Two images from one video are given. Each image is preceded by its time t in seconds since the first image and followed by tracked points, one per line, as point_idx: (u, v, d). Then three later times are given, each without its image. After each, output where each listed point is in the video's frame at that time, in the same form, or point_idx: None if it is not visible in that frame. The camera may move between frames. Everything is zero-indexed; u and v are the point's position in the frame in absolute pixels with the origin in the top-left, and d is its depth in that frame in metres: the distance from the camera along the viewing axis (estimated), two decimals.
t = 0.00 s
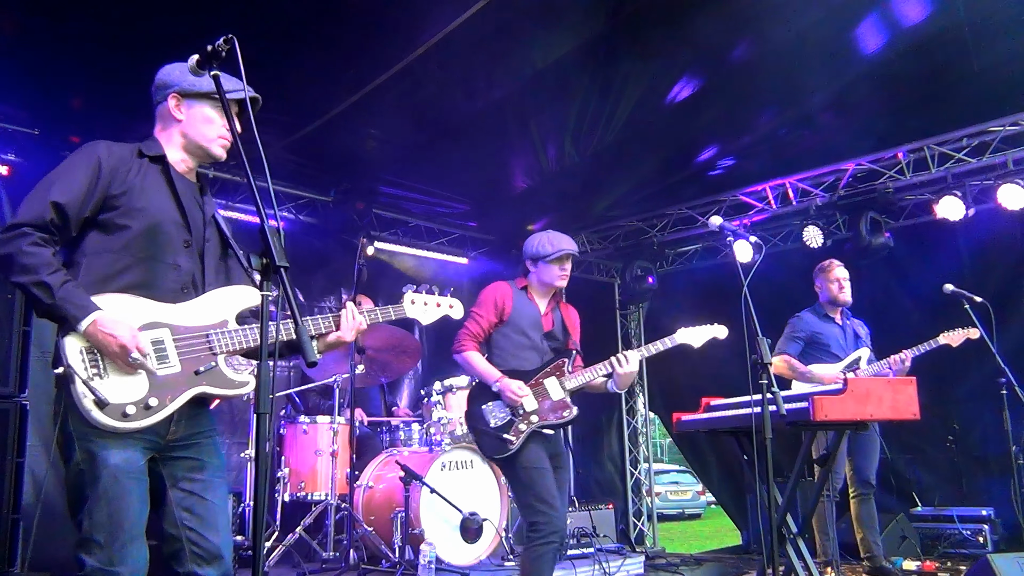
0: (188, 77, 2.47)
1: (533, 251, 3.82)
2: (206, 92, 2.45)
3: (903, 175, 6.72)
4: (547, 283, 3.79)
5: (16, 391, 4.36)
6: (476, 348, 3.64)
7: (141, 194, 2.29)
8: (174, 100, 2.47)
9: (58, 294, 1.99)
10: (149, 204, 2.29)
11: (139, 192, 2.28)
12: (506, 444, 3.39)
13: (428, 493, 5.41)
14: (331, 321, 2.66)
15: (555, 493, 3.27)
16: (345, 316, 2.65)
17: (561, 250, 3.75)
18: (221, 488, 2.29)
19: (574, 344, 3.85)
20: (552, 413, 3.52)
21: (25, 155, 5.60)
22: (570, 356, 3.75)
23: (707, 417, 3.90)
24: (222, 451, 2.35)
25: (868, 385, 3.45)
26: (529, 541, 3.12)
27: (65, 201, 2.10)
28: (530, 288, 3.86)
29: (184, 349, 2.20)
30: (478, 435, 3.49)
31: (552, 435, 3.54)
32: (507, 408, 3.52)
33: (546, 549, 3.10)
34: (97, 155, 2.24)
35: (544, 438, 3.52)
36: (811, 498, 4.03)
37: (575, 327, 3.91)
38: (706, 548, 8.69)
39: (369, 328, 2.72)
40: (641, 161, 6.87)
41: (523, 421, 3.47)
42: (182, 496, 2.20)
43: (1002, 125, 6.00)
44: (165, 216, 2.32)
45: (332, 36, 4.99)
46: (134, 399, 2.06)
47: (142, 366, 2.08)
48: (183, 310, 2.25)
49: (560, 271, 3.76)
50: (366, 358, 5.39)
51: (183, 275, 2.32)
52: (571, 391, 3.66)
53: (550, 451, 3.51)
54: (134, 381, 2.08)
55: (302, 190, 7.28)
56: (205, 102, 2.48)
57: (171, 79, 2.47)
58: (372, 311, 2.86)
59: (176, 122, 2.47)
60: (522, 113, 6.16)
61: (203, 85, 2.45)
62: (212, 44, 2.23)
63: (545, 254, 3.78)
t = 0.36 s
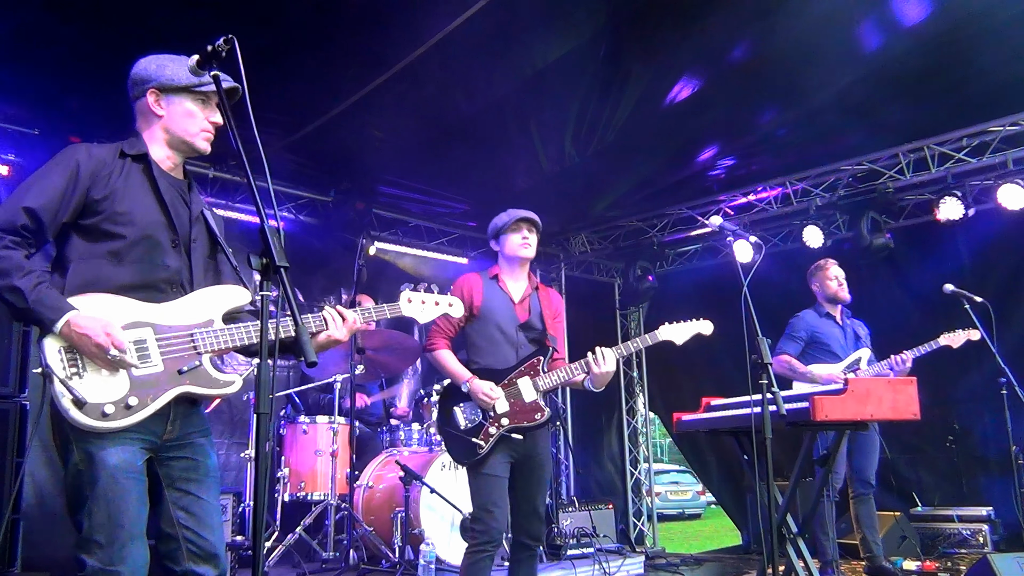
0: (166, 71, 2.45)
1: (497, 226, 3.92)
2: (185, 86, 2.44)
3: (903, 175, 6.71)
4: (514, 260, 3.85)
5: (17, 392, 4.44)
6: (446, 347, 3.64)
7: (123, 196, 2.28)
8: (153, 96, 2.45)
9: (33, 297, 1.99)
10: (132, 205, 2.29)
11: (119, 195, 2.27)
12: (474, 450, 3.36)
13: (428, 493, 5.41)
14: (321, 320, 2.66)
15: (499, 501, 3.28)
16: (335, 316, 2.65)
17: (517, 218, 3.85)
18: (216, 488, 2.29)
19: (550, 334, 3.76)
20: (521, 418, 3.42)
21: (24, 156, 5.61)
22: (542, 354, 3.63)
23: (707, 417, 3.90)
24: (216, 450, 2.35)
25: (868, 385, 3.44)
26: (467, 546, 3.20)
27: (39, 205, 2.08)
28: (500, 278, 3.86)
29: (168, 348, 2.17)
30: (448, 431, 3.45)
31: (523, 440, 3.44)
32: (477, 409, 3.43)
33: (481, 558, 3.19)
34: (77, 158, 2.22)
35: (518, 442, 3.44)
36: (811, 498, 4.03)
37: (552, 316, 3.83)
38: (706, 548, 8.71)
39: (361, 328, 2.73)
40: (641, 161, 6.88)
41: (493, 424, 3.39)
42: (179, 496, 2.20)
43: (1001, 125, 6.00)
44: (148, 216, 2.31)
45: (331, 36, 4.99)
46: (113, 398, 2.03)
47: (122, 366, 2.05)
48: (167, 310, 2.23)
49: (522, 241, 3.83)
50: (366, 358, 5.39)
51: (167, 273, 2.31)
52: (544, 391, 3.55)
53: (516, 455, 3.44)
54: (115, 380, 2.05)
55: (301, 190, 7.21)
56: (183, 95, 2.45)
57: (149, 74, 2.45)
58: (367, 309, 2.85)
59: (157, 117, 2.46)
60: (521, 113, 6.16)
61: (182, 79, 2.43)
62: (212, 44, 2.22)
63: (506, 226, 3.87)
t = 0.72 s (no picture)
0: (162, 69, 2.45)
1: (490, 231, 3.87)
2: (181, 83, 2.43)
3: (903, 175, 6.72)
4: (513, 259, 3.81)
5: (17, 392, 4.46)
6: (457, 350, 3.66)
7: (117, 194, 2.29)
8: (150, 93, 2.45)
9: (24, 289, 2.01)
10: (126, 201, 2.29)
11: (112, 191, 2.28)
12: (495, 449, 3.33)
13: (428, 493, 5.41)
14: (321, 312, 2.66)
15: (513, 500, 3.27)
16: (337, 306, 2.65)
17: (509, 222, 3.80)
18: (215, 486, 2.29)
19: (561, 324, 3.70)
20: (539, 413, 3.37)
21: (25, 156, 5.63)
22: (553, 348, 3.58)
23: (707, 417, 3.90)
24: (216, 450, 2.35)
25: (868, 385, 3.44)
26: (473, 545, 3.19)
27: (30, 203, 2.09)
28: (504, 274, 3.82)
29: (165, 342, 2.17)
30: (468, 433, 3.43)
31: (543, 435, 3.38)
32: (495, 410, 3.41)
33: (487, 555, 3.17)
34: (70, 157, 2.23)
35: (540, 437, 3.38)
36: (811, 498, 4.03)
37: (559, 303, 3.75)
38: (706, 548, 8.72)
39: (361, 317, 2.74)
40: (641, 161, 6.88)
41: (512, 423, 3.36)
42: (177, 494, 2.20)
43: (1002, 125, 6.01)
44: (142, 212, 2.31)
45: (332, 36, 5.00)
46: (109, 394, 2.03)
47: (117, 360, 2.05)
48: (164, 304, 2.23)
49: (516, 243, 3.79)
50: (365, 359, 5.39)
51: (165, 269, 2.31)
52: (559, 383, 3.51)
53: (540, 451, 3.38)
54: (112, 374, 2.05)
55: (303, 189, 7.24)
56: (178, 92, 2.45)
57: (145, 72, 2.45)
58: (366, 300, 2.85)
59: (153, 115, 2.45)
60: (521, 114, 6.17)
61: (178, 77, 2.43)
62: (211, 45, 2.22)
63: (502, 227, 3.83)
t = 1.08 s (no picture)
0: (157, 77, 2.42)
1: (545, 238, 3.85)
2: (177, 94, 2.41)
3: (903, 176, 6.71)
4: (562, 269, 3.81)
5: (17, 392, 4.51)
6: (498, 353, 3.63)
7: (116, 200, 2.29)
8: (147, 104, 2.44)
9: (24, 300, 2.02)
10: (124, 209, 2.29)
11: (111, 199, 2.28)
12: (530, 447, 3.39)
13: (428, 493, 5.41)
14: (320, 317, 2.67)
15: (558, 496, 3.27)
16: (336, 310, 2.67)
17: (562, 233, 3.77)
18: (217, 487, 2.29)
19: (600, 334, 3.73)
20: (574, 414, 3.41)
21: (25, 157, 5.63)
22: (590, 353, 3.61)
23: (709, 417, 3.90)
24: (216, 451, 2.35)
25: (868, 384, 3.44)
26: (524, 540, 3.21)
27: (30, 214, 2.08)
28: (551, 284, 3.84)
29: (162, 348, 2.17)
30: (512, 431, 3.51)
31: (579, 435, 3.43)
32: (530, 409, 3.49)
33: (536, 551, 3.17)
34: (69, 164, 2.22)
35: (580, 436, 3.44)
36: (812, 498, 4.02)
37: (602, 318, 3.78)
38: (706, 548, 8.71)
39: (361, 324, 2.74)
40: (640, 161, 6.88)
41: (546, 422, 3.41)
42: (179, 496, 2.20)
43: (1002, 125, 6.01)
44: (140, 219, 2.31)
45: (331, 36, 5.00)
46: (106, 398, 2.02)
47: (115, 367, 2.04)
48: (161, 310, 2.23)
49: (565, 254, 3.78)
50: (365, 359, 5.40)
51: (164, 274, 2.31)
52: (594, 387, 3.55)
53: (577, 453, 3.43)
54: (109, 381, 2.05)
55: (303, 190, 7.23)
56: (176, 102, 2.43)
57: (140, 81, 2.43)
58: (367, 306, 2.87)
59: (151, 124, 2.45)
60: (521, 114, 6.16)
61: (175, 88, 2.40)
62: (212, 46, 2.22)
63: (557, 237, 3.79)
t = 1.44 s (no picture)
0: (157, 70, 2.45)
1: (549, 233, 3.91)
2: (175, 84, 2.43)
3: (903, 175, 6.65)
4: (566, 265, 3.82)
5: (16, 392, 4.50)
6: (503, 348, 3.52)
7: (113, 199, 2.28)
8: (146, 94, 2.46)
9: (19, 296, 2.01)
10: (122, 208, 2.29)
11: (108, 197, 2.27)
12: (534, 449, 3.32)
13: (428, 493, 5.41)
14: (318, 315, 2.67)
15: (553, 502, 3.23)
16: (335, 310, 2.68)
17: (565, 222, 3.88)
18: (215, 488, 2.29)
19: (597, 336, 3.81)
20: (577, 417, 3.45)
21: (25, 157, 5.63)
22: (592, 355, 3.67)
23: (708, 417, 3.89)
24: (214, 451, 2.35)
25: (868, 384, 3.44)
26: (520, 548, 3.14)
27: (25, 211, 2.08)
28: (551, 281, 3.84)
29: (160, 346, 2.17)
30: (507, 440, 3.36)
31: (579, 440, 3.44)
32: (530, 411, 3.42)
33: (535, 558, 3.11)
34: (65, 163, 2.22)
35: (573, 440, 3.44)
36: (811, 497, 4.03)
37: (599, 322, 3.85)
38: (707, 548, 8.71)
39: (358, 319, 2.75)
40: (640, 161, 6.88)
41: (551, 424, 3.39)
42: (177, 496, 2.20)
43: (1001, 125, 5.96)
44: (138, 218, 2.31)
45: (331, 36, 4.99)
46: (103, 397, 2.02)
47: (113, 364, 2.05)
48: (159, 308, 2.23)
49: (571, 247, 3.81)
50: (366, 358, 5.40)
51: (162, 272, 2.31)
52: (596, 390, 3.63)
53: (567, 455, 3.43)
54: (107, 378, 2.05)
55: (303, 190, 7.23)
56: (173, 93, 2.45)
57: (141, 73, 2.46)
58: (364, 303, 2.85)
59: (148, 116, 2.46)
60: (521, 114, 6.16)
61: (173, 78, 2.43)
62: (211, 45, 2.22)
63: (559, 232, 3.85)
